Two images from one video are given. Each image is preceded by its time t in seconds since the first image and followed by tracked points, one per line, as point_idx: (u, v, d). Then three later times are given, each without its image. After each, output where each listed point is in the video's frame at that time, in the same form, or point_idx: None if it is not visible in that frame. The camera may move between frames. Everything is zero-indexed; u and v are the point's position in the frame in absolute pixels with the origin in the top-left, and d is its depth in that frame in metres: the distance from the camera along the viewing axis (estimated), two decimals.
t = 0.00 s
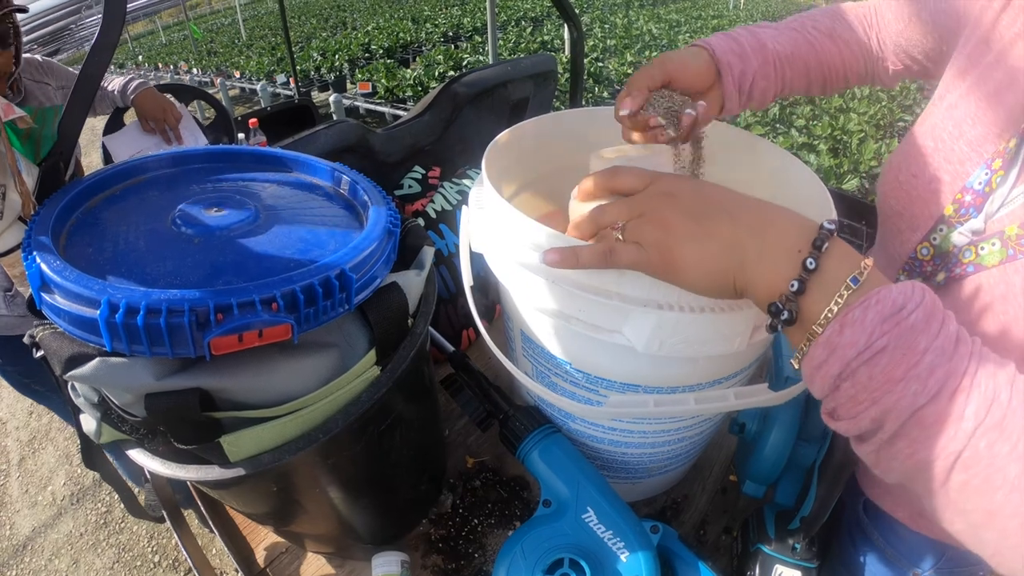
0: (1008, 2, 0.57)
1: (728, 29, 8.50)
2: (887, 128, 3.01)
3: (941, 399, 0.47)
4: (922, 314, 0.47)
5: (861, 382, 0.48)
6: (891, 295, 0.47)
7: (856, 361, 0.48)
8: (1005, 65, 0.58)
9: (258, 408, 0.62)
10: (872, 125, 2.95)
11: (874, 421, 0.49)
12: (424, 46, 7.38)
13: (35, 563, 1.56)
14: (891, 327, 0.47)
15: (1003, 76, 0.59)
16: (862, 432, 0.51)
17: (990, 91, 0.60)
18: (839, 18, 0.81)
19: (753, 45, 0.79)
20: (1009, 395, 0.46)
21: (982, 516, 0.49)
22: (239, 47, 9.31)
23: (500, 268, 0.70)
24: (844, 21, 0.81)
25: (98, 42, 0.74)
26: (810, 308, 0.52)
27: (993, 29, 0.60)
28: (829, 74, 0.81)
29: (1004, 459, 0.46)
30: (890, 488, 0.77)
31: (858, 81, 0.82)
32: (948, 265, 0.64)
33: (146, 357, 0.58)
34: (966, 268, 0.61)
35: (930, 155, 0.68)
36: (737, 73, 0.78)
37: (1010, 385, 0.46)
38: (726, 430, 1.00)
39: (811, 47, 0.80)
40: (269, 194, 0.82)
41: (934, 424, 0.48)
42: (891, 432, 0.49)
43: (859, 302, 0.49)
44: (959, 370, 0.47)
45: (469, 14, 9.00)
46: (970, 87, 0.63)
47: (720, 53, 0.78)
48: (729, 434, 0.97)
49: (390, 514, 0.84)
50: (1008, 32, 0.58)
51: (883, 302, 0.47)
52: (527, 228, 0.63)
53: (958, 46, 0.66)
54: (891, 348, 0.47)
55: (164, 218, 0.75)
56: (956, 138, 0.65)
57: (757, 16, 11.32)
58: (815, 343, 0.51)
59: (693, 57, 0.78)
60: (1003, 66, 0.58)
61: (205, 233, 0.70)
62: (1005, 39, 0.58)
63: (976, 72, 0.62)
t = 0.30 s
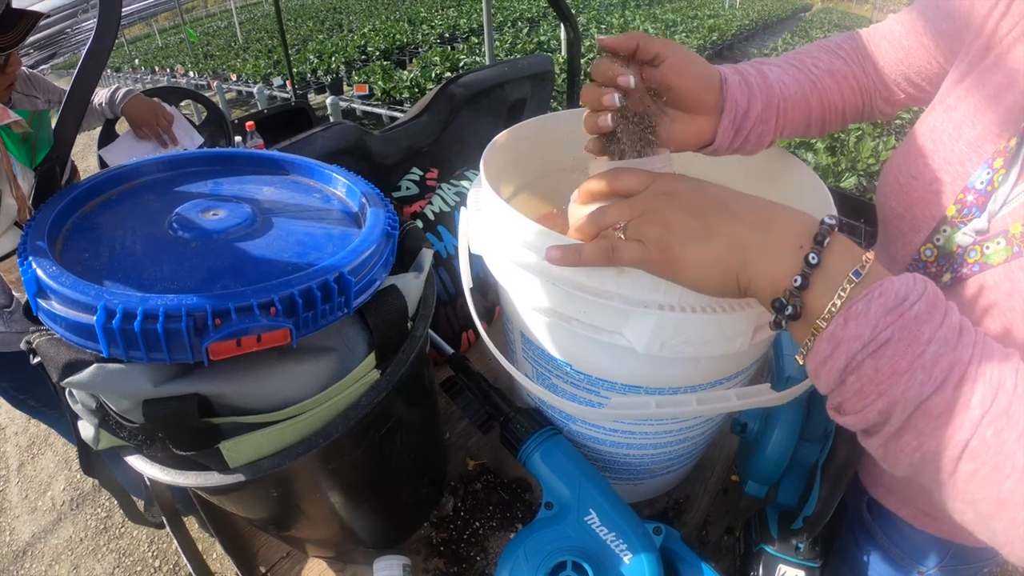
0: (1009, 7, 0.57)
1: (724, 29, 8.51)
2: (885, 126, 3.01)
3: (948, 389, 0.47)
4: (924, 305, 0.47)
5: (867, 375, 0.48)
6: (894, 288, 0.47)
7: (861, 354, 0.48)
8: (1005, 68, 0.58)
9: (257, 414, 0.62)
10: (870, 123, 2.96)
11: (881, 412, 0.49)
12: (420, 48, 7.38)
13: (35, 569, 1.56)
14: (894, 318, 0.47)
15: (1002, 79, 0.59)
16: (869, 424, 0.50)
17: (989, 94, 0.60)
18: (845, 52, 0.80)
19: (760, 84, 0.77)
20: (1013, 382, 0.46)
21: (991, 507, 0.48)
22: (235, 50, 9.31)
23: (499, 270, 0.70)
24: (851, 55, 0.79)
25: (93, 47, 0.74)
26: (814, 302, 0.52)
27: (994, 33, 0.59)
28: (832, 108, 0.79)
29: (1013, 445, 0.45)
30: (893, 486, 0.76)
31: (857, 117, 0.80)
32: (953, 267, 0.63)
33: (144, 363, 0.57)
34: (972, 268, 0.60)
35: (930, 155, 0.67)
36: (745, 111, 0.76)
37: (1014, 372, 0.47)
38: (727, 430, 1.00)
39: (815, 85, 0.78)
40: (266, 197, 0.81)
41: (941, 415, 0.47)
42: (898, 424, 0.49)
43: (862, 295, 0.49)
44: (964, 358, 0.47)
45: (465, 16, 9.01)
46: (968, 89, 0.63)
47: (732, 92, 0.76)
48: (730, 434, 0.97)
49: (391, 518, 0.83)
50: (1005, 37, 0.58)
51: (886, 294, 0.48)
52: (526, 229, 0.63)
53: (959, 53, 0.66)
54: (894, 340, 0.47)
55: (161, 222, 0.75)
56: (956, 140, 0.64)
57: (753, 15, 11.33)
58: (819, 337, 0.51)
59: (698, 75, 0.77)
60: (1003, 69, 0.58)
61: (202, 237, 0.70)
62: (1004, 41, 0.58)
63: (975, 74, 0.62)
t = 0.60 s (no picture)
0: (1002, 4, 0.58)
1: (720, 29, 8.53)
2: (882, 126, 3.02)
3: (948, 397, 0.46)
4: (924, 313, 0.46)
5: (866, 381, 0.48)
6: (894, 295, 0.47)
7: (861, 360, 0.47)
8: (999, 68, 0.58)
9: (256, 416, 0.61)
10: (867, 124, 2.97)
11: (880, 417, 0.48)
12: (417, 48, 7.37)
13: (31, 570, 1.55)
14: (894, 326, 0.47)
15: (997, 79, 0.58)
16: (867, 428, 0.50)
17: (985, 95, 0.60)
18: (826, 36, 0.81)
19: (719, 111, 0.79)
20: (1010, 389, 0.46)
21: (985, 507, 0.48)
22: (231, 49, 9.28)
23: (500, 270, 0.70)
24: (832, 40, 0.80)
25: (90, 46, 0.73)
26: (814, 310, 0.52)
27: (984, 31, 0.60)
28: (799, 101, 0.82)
29: (1007, 450, 0.46)
30: (894, 486, 0.77)
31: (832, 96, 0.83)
32: (948, 272, 0.64)
33: (142, 364, 0.57)
34: (968, 274, 0.61)
35: (928, 157, 0.67)
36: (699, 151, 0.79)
37: (1010, 379, 0.46)
38: (727, 430, 1.00)
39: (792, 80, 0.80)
40: (264, 196, 0.81)
41: (939, 420, 0.47)
42: (896, 428, 0.48)
43: (862, 302, 0.49)
44: (962, 366, 0.46)
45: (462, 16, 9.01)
46: (962, 90, 0.62)
47: (691, 131, 0.77)
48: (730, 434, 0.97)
49: (390, 520, 0.83)
50: (998, 37, 0.58)
51: (886, 302, 0.47)
52: (526, 229, 0.63)
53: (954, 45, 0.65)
54: (894, 348, 0.46)
55: (158, 222, 0.74)
56: (951, 144, 0.64)
57: (749, 16, 11.37)
58: (820, 343, 0.51)
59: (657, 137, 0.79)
60: (998, 69, 0.58)
61: (200, 237, 0.69)
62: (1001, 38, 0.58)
63: (969, 75, 0.61)
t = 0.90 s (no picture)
0: None
1: (718, 27, 8.54)
2: (880, 124, 3.03)
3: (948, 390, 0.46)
4: (927, 304, 0.47)
5: (871, 374, 0.48)
6: (897, 286, 0.48)
7: (866, 352, 0.48)
8: (1004, 71, 0.56)
9: (256, 413, 0.61)
10: (865, 122, 2.97)
11: (881, 410, 0.48)
12: (415, 48, 7.38)
13: (31, 571, 1.55)
14: (898, 317, 0.47)
15: (999, 80, 0.57)
16: (872, 420, 0.50)
17: (987, 100, 0.59)
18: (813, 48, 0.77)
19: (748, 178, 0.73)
20: (1015, 378, 0.45)
21: (994, 500, 0.47)
22: (229, 50, 9.27)
23: (500, 267, 0.70)
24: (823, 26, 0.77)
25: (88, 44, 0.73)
26: (817, 304, 0.52)
27: (992, 31, 0.57)
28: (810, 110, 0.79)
29: (1016, 439, 0.45)
30: (893, 482, 0.77)
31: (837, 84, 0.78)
32: (953, 282, 0.64)
33: (141, 362, 0.57)
34: (973, 284, 0.61)
35: (929, 160, 0.66)
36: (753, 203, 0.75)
37: (1014, 369, 0.46)
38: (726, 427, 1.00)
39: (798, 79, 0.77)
40: (263, 194, 0.81)
41: (945, 411, 0.47)
42: (901, 422, 0.49)
43: (865, 295, 0.49)
44: (966, 356, 0.46)
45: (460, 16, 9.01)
46: (964, 91, 0.61)
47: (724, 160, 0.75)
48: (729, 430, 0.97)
49: (390, 518, 0.82)
50: (1004, 40, 0.56)
51: (889, 294, 0.48)
52: (526, 226, 0.63)
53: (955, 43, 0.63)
54: (899, 339, 0.47)
55: (156, 220, 0.74)
56: (952, 148, 0.63)
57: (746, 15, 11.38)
58: (824, 337, 0.51)
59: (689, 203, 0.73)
60: (1002, 73, 0.57)
61: (199, 235, 0.69)
62: (1004, 41, 0.56)
63: (969, 76, 0.60)
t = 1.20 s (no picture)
0: (1015, 3, 0.56)
1: (716, 28, 8.55)
2: (878, 125, 3.03)
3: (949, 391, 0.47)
4: (923, 298, 0.47)
5: (867, 367, 0.48)
6: (893, 280, 0.48)
7: (861, 346, 0.48)
8: (1010, 70, 0.57)
9: (258, 414, 0.61)
10: (863, 123, 2.98)
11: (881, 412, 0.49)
12: (413, 49, 7.38)
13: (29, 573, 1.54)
14: (894, 310, 0.47)
15: (1007, 79, 0.58)
16: (873, 420, 0.50)
17: (993, 97, 0.60)
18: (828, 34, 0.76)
19: (769, 141, 0.73)
20: (1012, 370, 0.46)
21: (991, 498, 0.48)
22: (227, 51, 9.26)
23: (500, 267, 0.70)
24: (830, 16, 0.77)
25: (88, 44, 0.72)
26: (815, 299, 0.52)
27: (999, 30, 0.58)
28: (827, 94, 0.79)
29: (1013, 433, 0.45)
30: (891, 481, 0.77)
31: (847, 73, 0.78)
32: (955, 278, 0.63)
33: (142, 363, 0.57)
34: (976, 279, 0.60)
35: (934, 155, 0.68)
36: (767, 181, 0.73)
37: (1011, 363, 0.46)
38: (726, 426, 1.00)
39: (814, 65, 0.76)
40: (263, 195, 0.81)
41: (942, 404, 0.47)
42: (898, 415, 0.49)
43: (862, 289, 0.50)
44: (963, 348, 0.46)
45: (458, 17, 9.01)
46: (971, 90, 0.63)
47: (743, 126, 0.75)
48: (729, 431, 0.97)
49: (391, 519, 0.82)
50: (1011, 39, 0.57)
51: (885, 288, 0.48)
52: (527, 227, 0.63)
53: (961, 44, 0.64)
54: (894, 331, 0.47)
55: (157, 221, 0.74)
56: (959, 143, 0.65)
57: (744, 16, 11.41)
58: (820, 330, 0.51)
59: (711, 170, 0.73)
60: (1007, 72, 0.58)
61: (200, 236, 0.69)
62: (1009, 41, 0.57)
63: (977, 75, 0.61)
